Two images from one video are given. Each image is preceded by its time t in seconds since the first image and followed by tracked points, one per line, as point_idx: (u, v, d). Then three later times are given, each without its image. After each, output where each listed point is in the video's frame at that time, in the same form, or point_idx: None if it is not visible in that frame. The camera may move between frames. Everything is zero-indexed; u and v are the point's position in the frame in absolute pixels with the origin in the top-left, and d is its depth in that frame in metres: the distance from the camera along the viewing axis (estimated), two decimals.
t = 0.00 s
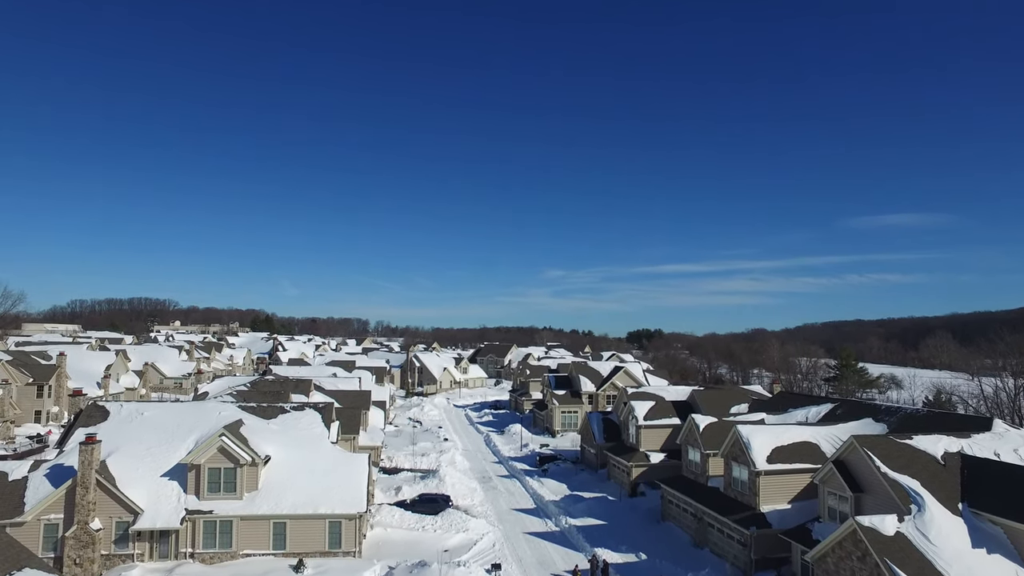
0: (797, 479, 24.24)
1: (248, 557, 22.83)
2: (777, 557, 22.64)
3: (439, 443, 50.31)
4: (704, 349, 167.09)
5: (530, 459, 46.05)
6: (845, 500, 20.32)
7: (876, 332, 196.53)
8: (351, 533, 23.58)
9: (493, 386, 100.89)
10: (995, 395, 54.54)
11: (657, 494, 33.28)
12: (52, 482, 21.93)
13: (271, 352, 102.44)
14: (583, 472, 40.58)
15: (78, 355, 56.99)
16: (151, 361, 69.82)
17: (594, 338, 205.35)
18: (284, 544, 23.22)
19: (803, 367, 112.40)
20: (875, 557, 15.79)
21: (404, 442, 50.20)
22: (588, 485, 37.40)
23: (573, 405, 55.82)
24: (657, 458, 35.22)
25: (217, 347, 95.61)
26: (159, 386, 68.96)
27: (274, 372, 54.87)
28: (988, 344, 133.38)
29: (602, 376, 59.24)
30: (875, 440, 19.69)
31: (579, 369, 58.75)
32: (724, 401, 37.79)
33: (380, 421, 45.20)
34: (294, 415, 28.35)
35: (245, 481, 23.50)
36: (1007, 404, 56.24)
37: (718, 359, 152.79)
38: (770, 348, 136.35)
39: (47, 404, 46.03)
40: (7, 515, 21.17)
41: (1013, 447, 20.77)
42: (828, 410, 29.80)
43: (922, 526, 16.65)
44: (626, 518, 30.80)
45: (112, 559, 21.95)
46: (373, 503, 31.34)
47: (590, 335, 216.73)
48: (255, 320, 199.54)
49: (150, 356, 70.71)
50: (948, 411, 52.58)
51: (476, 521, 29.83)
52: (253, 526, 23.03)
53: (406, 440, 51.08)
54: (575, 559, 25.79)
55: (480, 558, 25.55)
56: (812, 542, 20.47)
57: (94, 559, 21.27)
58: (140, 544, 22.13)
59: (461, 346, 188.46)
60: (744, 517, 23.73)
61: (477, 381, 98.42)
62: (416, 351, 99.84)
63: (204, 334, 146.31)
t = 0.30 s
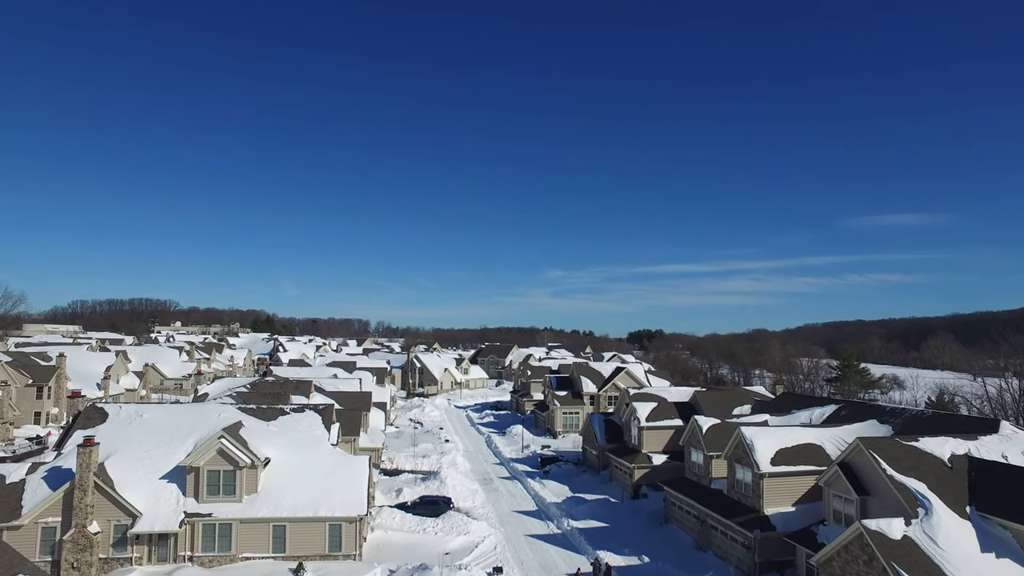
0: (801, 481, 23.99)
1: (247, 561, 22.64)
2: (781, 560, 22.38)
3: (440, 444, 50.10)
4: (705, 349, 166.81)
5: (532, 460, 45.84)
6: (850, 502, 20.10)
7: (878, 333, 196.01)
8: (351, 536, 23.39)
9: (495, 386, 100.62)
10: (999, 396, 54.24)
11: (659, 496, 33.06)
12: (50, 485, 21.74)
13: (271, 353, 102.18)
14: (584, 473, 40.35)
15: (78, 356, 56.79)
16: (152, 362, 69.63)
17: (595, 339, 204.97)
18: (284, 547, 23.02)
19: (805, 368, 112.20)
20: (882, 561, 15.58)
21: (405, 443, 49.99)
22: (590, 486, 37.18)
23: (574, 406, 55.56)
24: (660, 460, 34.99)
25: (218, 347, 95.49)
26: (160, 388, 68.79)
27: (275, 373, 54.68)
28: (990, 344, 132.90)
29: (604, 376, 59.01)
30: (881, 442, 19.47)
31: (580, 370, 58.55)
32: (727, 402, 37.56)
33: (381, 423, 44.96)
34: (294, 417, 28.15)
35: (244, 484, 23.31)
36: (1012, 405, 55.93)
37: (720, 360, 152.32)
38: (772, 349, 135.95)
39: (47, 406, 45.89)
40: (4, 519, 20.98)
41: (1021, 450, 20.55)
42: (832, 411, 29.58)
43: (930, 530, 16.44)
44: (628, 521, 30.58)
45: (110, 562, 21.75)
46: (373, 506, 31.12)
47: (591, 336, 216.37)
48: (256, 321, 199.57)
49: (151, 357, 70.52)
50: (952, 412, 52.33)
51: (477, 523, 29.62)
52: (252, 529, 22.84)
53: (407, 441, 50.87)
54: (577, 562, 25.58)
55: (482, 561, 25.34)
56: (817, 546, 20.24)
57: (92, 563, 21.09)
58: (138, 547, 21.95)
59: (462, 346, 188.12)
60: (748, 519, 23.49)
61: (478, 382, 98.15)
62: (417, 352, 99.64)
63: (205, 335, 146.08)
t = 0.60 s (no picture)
0: (805, 485, 23.73)
1: (245, 566, 22.38)
2: (785, 565, 22.11)
3: (440, 447, 49.85)
4: (706, 351, 166.53)
5: (533, 462, 45.58)
6: (855, 507, 19.83)
7: (879, 334, 195.56)
8: (351, 540, 23.15)
9: (495, 388, 100.42)
10: (1002, 399, 53.90)
11: (661, 500, 32.81)
12: (45, 489, 21.50)
13: (272, 354, 101.94)
14: (586, 476, 40.09)
15: (77, 358, 56.57)
16: (151, 363, 69.40)
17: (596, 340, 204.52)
18: (282, 551, 22.78)
19: (806, 369, 111.90)
20: (889, 568, 15.33)
21: (405, 445, 49.74)
22: (591, 489, 36.93)
23: (575, 408, 55.27)
24: (661, 463, 34.74)
25: (218, 349, 95.26)
26: (159, 389, 68.56)
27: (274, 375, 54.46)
28: (992, 346, 132.41)
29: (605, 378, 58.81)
30: (887, 446, 19.23)
31: (582, 372, 58.35)
32: (729, 405, 37.30)
33: (381, 425, 44.70)
34: (293, 420, 27.91)
35: (242, 487, 23.06)
36: (1015, 407, 55.57)
37: (721, 362, 151.87)
38: (773, 351, 135.58)
39: (45, 408, 45.70)
40: None
41: None
42: (836, 414, 29.30)
43: (937, 536, 16.19)
44: (630, 524, 30.32)
45: (106, 566, 21.53)
46: (373, 509, 30.88)
47: (592, 338, 216.01)
48: (256, 322, 199.72)
49: (150, 359, 70.31)
50: (955, 414, 52.03)
51: (477, 527, 29.37)
52: (250, 533, 22.60)
53: (407, 443, 50.61)
54: (578, 566, 25.33)
55: (483, 565, 25.10)
56: (822, 551, 19.98)
57: (87, 567, 20.90)
58: (135, 552, 21.74)
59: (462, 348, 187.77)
60: (751, 524, 23.23)
61: (478, 383, 97.88)
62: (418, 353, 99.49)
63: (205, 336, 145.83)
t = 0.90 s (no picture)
0: (808, 488, 23.55)
1: (243, 568, 22.21)
2: (787, 568, 21.94)
3: (440, 448, 49.72)
4: (707, 352, 166.35)
5: (533, 464, 45.39)
6: (859, 510, 19.65)
7: (880, 335, 195.11)
8: (350, 543, 22.99)
9: (496, 389, 100.27)
10: (1005, 401, 53.63)
11: (662, 502, 32.64)
12: (43, 490, 21.37)
13: (272, 355, 101.77)
14: (586, 478, 39.90)
15: (77, 358, 56.46)
16: (151, 364, 69.30)
17: (596, 341, 204.22)
18: (281, 554, 22.62)
19: (807, 370, 111.50)
20: (893, 572, 15.16)
21: (405, 446, 49.59)
22: (592, 491, 36.74)
23: (576, 410, 55.07)
24: (663, 464, 34.53)
25: (218, 349, 95.15)
26: (159, 390, 68.46)
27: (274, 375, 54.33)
28: (994, 347, 131.94)
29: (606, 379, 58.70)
30: (890, 449, 19.08)
31: (582, 373, 58.23)
32: (730, 407, 37.09)
33: (381, 426, 44.54)
34: (292, 421, 27.77)
35: (240, 490, 22.91)
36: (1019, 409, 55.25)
37: (722, 363, 151.55)
38: (774, 352, 135.18)
39: (44, 408, 45.60)
40: None
41: None
42: (838, 417, 29.10)
43: (942, 540, 16.01)
44: (631, 526, 30.16)
45: (104, 569, 21.37)
46: (373, 511, 30.73)
47: (592, 338, 215.72)
48: (257, 322, 199.98)
49: (150, 359, 70.21)
50: (957, 416, 51.81)
51: (477, 529, 29.21)
52: (248, 535, 22.45)
53: (407, 445, 50.45)
54: (579, 569, 25.15)
55: (483, 568, 24.93)
56: (824, 554, 19.80)
57: (84, 569, 20.75)
58: (133, 554, 21.56)
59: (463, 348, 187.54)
60: (753, 527, 23.05)
61: (479, 384, 97.70)
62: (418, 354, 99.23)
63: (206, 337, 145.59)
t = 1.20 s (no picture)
0: (810, 488, 23.45)
1: (243, 568, 22.14)
2: (790, 569, 21.84)
3: (441, 448, 49.64)
4: (708, 352, 166.00)
5: (534, 464, 45.28)
6: (862, 511, 19.55)
7: (882, 335, 194.73)
8: (351, 543, 22.91)
9: (497, 389, 100.17)
10: (1007, 401, 53.43)
11: (664, 502, 32.54)
12: (42, 490, 21.30)
13: (273, 354, 101.67)
14: (588, 478, 39.81)
15: (77, 358, 56.38)
16: (151, 363, 69.18)
17: (597, 340, 204.07)
18: (281, 554, 22.54)
19: (808, 370, 111.29)
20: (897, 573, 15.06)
21: (406, 446, 49.50)
22: (593, 491, 36.65)
23: (577, 409, 54.96)
24: (664, 464, 34.40)
25: (218, 349, 95.03)
26: (159, 389, 68.37)
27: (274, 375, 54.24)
28: (996, 347, 131.53)
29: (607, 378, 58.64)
30: (894, 450, 18.97)
31: (583, 372, 58.16)
32: (732, 407, 36.96)
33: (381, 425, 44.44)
34: (292, 421, 27.69)
35: (240, 490, 22.83)
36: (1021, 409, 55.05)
37: (723, 362, 151.30)
38: (775, 351, 134.89)
39: (44, 408, 45.52)
40: None
41: None
42: (840, 416, 28.98)
43: (946, 541, 15.90)
44: (632, 527, 30.06)
45: (103, 569, 21.30)
46: (373, 511, 30.66)
47: (593, 338, 215.55)
48: (258, 321, 200.03)
49: (151, 359, 70.12)
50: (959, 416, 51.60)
51: (478, 529, 29.12)
52: (248, 536, 22.37)
53: (408, 444, 50.36)
54: (580, 569, 25.05)
55: (484, 568, 24.84)
56: (827, 554, 19.70)
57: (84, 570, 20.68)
58: (132, 554, 21.48)
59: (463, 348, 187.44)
60: (755, 527, 22.95)
61: (480, 383, 97.63)
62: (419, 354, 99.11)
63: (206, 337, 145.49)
